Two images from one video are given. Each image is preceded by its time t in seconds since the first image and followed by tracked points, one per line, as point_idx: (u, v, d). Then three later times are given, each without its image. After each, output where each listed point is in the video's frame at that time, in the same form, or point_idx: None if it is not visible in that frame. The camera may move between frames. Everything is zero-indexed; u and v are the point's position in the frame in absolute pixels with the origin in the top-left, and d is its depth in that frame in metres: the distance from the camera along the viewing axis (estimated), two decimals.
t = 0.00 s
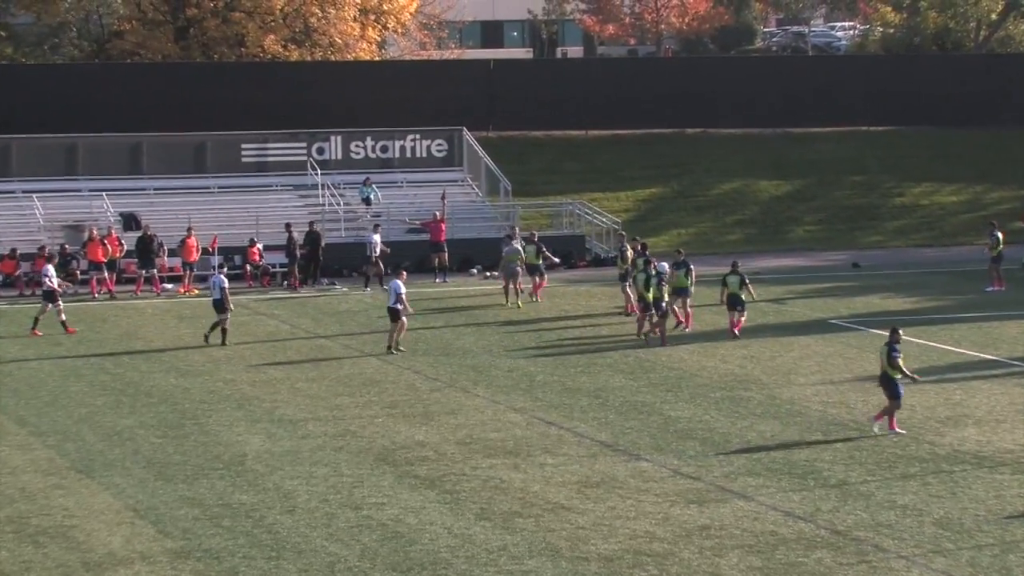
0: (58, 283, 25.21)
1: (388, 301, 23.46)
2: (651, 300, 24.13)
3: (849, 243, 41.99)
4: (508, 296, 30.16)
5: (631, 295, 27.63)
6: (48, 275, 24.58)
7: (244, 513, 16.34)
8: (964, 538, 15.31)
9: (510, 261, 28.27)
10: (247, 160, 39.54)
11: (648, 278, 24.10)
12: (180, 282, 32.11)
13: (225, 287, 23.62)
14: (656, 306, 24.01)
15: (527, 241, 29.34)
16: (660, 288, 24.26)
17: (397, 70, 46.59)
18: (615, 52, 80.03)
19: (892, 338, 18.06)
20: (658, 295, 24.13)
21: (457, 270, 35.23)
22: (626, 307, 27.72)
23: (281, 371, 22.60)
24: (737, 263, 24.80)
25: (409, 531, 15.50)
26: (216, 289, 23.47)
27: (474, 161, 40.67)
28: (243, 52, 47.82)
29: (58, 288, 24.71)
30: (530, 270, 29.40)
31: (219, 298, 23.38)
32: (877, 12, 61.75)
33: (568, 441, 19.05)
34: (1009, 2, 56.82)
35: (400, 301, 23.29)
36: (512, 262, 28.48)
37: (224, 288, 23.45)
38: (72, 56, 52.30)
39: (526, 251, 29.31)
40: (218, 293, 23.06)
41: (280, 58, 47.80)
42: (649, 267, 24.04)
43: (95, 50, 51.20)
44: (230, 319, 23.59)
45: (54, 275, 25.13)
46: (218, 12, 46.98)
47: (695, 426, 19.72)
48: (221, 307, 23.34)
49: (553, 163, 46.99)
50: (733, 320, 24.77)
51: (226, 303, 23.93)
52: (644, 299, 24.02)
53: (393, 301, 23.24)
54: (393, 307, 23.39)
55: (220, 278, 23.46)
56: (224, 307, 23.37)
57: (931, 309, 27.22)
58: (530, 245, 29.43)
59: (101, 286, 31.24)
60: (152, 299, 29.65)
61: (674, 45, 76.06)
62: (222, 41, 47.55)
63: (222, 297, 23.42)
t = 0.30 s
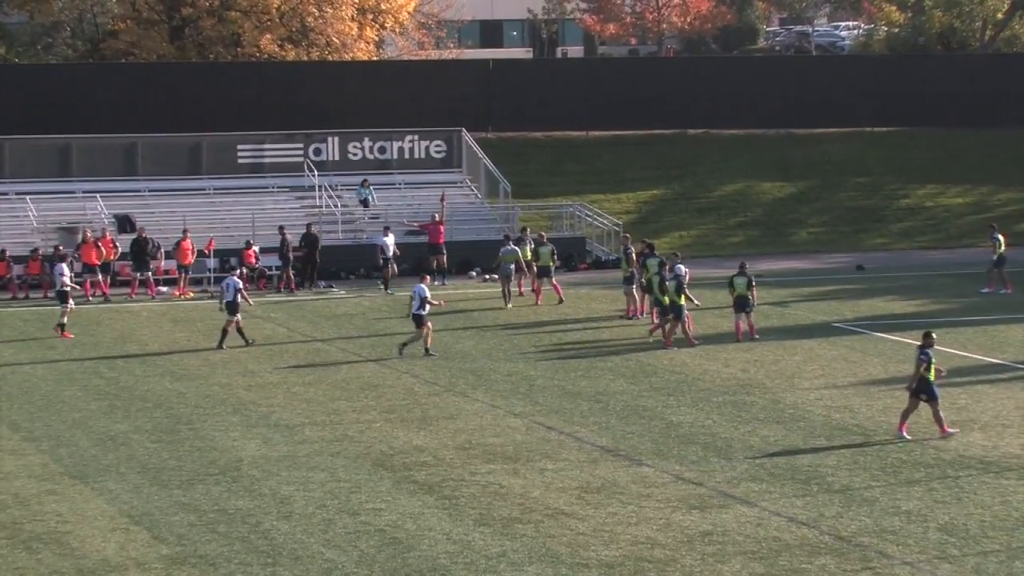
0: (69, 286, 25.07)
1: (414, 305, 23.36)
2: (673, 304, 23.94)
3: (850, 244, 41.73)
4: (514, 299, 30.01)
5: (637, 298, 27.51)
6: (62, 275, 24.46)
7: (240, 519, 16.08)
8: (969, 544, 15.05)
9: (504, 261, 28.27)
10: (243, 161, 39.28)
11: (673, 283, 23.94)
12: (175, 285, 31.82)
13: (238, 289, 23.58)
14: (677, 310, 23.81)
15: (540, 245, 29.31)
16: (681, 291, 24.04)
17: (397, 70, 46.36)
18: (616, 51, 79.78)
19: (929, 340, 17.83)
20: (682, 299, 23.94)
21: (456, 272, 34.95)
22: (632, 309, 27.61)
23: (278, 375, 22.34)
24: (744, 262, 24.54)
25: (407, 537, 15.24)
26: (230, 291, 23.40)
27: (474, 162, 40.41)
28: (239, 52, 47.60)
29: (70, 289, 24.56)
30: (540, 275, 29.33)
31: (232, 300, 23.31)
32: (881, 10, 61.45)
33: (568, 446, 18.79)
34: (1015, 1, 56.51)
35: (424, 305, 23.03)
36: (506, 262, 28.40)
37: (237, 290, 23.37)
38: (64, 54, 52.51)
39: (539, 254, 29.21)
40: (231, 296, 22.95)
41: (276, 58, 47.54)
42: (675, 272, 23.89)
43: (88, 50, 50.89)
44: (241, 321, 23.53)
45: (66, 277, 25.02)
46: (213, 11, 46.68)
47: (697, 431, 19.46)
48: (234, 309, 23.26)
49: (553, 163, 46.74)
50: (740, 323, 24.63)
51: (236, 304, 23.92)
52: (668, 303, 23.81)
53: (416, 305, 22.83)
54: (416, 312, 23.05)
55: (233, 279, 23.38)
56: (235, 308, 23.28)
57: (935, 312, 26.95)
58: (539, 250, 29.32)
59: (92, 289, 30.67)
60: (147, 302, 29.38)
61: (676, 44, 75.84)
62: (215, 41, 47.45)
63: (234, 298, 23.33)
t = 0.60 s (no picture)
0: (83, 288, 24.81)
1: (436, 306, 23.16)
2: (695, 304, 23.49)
3: (854, 245, 41.37)
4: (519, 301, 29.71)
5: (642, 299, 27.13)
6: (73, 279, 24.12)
7: (235, 525, 15.71)
8: (979, 551, 14.66)
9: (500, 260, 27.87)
10: (238, 160, 38.94)
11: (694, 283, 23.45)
12: (169, 286, 31.48)
13: (251, 288, 23.41)
14: (700, 310, 23.38)
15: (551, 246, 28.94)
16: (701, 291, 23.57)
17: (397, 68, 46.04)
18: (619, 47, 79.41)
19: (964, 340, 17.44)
20: (704, 300, 23.48)
21: (456, 273, 34.61)
22: (633, 312, 27.16)
23: (274, 378, 21.98)
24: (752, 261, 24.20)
25: (405, 544, 14.87)
26: (244, 290, 23.23)
27: (473, 160, 40.03)
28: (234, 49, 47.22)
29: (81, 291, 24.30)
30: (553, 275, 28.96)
31: (246, 298, 23.15)
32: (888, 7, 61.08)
33: (569, 450, 18.41)
34: None
35: (445, 305, 22.60)
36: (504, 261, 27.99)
37: (250, 288, 23.20)
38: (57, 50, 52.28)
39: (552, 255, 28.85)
40: (246, 295, 22.78)
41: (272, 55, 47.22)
42: (695, 272, 23.40)
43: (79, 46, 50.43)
44: (256, 320, 23.37)
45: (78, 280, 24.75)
46: (208, 7, 46.39)
47: (701, 435, 19.09)
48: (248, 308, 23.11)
49: (555, 162, 46.37)
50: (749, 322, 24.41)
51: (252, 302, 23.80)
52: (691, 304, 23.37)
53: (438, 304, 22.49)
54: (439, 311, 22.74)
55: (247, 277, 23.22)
56: (250, 308, 23.14)
57: (942, 314, 26.57)
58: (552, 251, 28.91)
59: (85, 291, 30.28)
60: (141, 303, 29.01)
61: (679, 41, 75.48)
62: (210, 37, 46.91)
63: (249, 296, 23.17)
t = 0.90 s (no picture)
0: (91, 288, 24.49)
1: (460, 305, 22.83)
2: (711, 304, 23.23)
3: (857, 245, 40.96)
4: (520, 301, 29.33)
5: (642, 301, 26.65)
6: (82, 275, 23.71)
7: (229, 530, 15.31)
8: (989, 556, 14.26)
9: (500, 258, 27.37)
10: (232, 157, 38.55)
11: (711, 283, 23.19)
12: (161, 286, 31.02)
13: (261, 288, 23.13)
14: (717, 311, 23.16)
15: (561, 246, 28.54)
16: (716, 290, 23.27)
17: (396, 64, 45.68)
18: (620, 42, 78.98)
19: (1000, 341, 17.49)
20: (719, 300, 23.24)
21: (454, 273, 34.22)
22: (635, 312, 26.73)
23: (269, 380, 21.60)
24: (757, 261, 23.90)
25: (402, 549, 14.47)
26: (255, 290, 22.93)
27: (471, 158, 39.58)
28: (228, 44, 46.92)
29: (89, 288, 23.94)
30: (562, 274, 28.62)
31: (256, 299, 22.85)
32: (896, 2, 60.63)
33: (570, 454, 18.01)
34: None
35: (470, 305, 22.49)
36: (503, 260, 27.52)
37: (260, 288, 22.92)
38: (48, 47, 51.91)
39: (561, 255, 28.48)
40: (258, 295, 22.48)
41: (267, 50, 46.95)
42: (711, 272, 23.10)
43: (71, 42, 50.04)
44: (267, 320, 23.09)
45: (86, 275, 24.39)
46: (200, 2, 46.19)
47: (705, 438, 18.68)
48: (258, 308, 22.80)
49: (556, 161, 45.98)
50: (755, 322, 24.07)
51: (262, 305, 23.29)
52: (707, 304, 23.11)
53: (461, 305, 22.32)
54: (462, 311, 22.55)
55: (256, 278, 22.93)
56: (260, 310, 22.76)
57: (950, 315, 26.16)
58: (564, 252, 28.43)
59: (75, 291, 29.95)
60: (133, 304, 28.61)
61: (682, 35, 75.06)
62: (204, 32, 46.63)
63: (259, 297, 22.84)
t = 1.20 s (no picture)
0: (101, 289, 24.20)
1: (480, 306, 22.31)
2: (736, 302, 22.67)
3: (862, 244, 40.54)
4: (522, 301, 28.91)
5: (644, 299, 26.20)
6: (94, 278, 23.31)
7: (223, 535, 14.92)
8: (999, 562, 13.86)
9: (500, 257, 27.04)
10: (226, 154, 38.12)
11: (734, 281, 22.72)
12: (153, 287, 30.47)
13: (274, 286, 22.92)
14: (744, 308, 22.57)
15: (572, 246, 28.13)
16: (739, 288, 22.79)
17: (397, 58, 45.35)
18: (624, 37, 78.48)
19: None
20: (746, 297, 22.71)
21: (453, 272, 33.81)
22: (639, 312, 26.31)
23: (265, 382, 21.23)
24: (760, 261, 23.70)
25: (400, 554, 14.08)
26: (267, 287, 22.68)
27: (471, 155, 39.12)
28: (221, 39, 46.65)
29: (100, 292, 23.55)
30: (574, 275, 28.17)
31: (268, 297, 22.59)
32: None
33: (571, 458, 17.62)
34: None
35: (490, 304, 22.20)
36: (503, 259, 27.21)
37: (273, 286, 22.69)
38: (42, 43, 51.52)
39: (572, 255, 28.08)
40: (270, 292, 22.21)
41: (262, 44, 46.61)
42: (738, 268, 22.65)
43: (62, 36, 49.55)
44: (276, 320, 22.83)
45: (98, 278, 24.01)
46: None
47: (709, 441, 18.30)
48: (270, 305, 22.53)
49: (557, 158, 45.57)
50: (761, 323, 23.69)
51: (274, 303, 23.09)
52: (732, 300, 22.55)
53: (482, 303, 21.98)
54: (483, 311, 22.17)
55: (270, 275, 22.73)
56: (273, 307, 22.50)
57: (959, 315, 25.75)
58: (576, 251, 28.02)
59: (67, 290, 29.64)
60: (125, 304, 28.10)
61: (686, 29, 74.58)
62: (197, 26, 46.41)
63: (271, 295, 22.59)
